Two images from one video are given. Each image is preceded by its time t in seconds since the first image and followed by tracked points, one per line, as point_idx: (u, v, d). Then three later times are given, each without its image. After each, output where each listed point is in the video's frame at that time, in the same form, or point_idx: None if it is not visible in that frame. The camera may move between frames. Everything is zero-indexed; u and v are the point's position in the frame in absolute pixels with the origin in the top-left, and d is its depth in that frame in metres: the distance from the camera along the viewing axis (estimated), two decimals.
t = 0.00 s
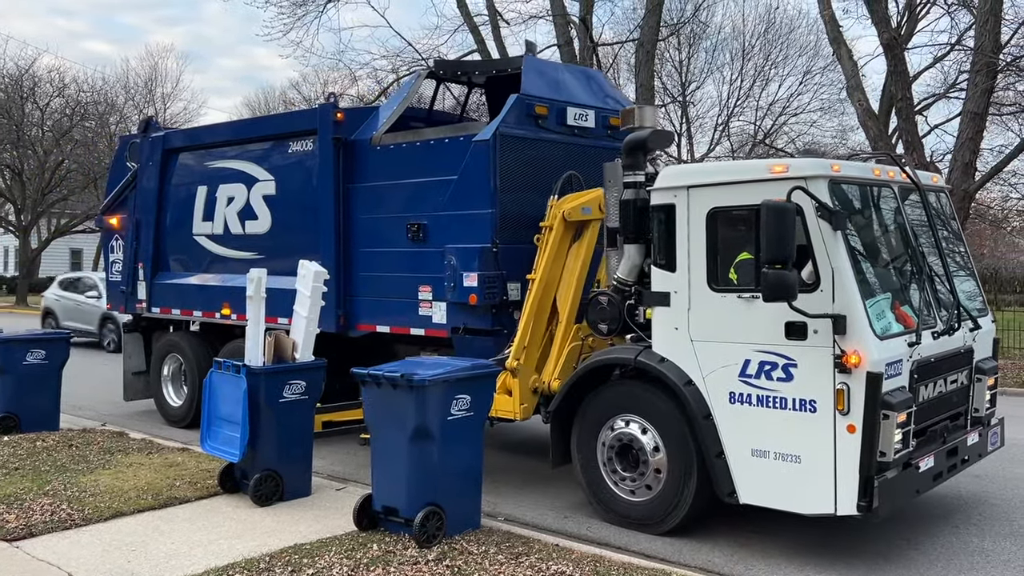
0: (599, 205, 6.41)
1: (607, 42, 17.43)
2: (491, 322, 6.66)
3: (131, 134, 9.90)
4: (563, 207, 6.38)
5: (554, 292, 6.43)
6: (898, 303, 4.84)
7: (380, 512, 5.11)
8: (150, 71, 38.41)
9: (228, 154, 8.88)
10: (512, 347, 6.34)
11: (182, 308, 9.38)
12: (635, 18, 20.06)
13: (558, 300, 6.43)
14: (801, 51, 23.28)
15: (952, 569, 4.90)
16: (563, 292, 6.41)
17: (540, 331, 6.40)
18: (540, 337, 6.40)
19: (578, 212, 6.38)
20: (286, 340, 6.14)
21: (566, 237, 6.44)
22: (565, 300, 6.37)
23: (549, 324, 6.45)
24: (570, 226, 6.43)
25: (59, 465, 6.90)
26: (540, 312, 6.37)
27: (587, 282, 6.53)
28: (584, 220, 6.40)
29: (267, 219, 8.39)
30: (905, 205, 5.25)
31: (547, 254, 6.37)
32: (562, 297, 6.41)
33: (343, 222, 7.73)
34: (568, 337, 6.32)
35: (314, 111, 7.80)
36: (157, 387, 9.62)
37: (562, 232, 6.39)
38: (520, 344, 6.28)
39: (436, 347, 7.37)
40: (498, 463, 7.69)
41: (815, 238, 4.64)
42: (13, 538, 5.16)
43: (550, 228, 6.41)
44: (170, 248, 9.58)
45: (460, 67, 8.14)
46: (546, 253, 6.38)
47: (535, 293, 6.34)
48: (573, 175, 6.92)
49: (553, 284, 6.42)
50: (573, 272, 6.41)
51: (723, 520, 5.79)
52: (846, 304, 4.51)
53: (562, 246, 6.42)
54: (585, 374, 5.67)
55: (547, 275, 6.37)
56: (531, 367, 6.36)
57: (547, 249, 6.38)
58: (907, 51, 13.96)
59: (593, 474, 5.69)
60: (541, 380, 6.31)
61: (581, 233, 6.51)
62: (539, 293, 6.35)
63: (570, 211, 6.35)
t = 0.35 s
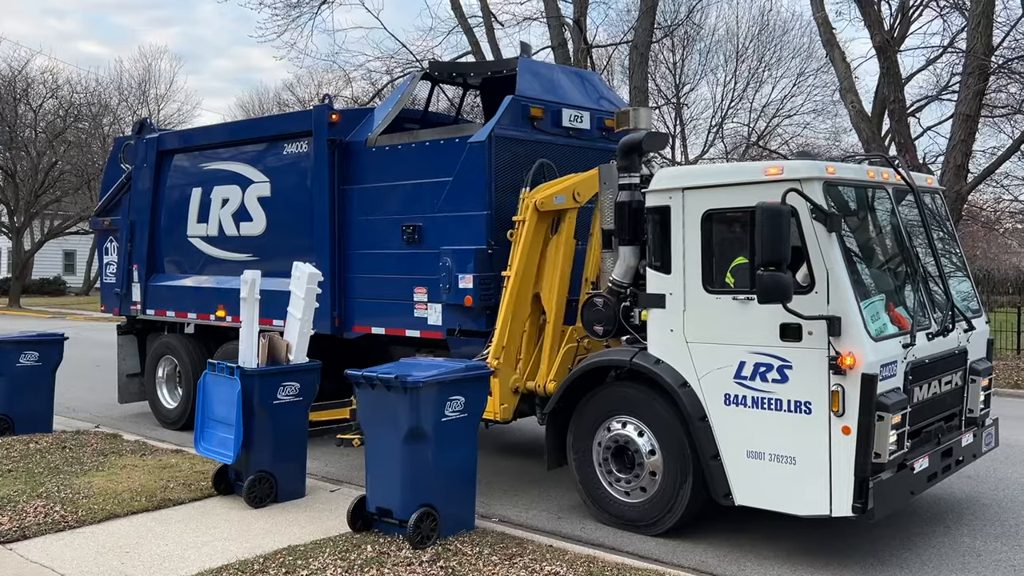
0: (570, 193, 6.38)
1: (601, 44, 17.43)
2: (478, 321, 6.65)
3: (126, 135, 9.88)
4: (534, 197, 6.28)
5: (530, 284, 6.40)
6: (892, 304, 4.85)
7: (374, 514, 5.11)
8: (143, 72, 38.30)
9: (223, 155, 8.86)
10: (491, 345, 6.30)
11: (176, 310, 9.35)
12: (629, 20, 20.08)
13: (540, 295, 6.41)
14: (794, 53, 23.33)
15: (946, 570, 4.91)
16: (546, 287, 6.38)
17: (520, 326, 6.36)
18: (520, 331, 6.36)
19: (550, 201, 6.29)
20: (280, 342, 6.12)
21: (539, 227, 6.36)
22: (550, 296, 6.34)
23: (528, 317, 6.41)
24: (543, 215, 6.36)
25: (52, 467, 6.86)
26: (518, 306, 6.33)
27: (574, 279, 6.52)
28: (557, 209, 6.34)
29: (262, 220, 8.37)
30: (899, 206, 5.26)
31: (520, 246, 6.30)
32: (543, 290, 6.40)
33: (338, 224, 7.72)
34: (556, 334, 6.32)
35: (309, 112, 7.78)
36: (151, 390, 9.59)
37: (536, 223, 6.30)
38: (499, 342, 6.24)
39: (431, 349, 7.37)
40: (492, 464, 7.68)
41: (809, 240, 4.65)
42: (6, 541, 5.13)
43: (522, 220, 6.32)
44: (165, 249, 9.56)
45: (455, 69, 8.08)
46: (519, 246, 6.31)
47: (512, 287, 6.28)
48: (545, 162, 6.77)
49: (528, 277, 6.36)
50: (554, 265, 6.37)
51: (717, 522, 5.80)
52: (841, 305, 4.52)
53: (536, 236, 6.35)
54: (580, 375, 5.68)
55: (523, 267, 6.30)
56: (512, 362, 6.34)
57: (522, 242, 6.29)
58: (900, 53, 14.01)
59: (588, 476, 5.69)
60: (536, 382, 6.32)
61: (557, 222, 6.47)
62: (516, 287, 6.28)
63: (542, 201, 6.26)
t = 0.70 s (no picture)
0: (542, 186, 6.24)
1: (597, 45, 17.46)
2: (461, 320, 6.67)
3: (121, 136, 9.88)
4: (503, 193, 6.17)
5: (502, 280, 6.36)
6: (885, 305, 4.88)
7: (370, 514, 5.13)
8: (138, 73, 38.24)
9: (219, 156, 8.87)
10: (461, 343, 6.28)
11: (171, 311, 9.35)
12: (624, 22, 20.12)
13: (524, 294, 6.41)
14: (789, 54, 23.39)
15: (938, 569, 4.94)
16: (529, 286, 6.38)
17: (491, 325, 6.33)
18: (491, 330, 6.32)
19: (521, 196, 6.18)
20: (275, 343, 6.10)
21: (509, 222, 6.28)
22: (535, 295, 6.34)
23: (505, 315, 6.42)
24: (512, 210, 6.26)
25: (48, 468, 6.86)
26: (490, 304, 6.28)
27: (563, 280, 6.55)
28: (528, 204, 6.23)
29: (258, 222, 8.37)
30: (893, 208, 5.29)
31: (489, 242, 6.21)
32: (522, 288, 6.41)
33: (333, 225, 7.74)
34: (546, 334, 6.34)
35: (304, 114, 7.79)
36: (147, 391, 9.59)
37: (505, 219, 6.21)
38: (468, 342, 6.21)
39: (427, 350, 7.38)
40: (487, 465, 7.69)
41: (803, 242, 4.68)
42: (2, 542, 5.13)
43: (491, 215, 6.24)
44: (160, 250, 9.56)
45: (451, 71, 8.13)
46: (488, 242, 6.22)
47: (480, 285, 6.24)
48: (512, 154, 6.62)
49: (499, 273, 6.30)
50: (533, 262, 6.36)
51: (711, 522, 5.83)
52: (834, 306, 4.55)
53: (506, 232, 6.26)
54: (576, 376, 5.70)
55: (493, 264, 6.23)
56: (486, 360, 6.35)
57: (490, 238, 6.21)
58: (895, 55, 14.07)
59: (583, 476, 5.71)
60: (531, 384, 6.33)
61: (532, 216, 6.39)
62: (486, 285, 6.23)
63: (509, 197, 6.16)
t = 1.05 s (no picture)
0: (530, 187, 6.26)
1: (593, 46, 17.49)
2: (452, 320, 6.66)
3: (116, 138, 9.88)
4: (491, 193, 6.15)
5: (490, 280, 6.34)
6: (879, 305, 4.90)
7: (367, 515, 5.13)
8: (135, 74, 38.22)
9: (214, 158, 8.88)
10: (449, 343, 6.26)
11: (168, 313, 9.35)
12: (619, 24, 20.17)
13: (516, 296, 6.40)
14: (785, 55, 23.43)
15: (932, 568, 4.96)
16: (521, 285, 6.40)
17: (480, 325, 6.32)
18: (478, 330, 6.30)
19: (509, 196, 6.18)
20: (294, 344, 6.18)
21: (497, 222, 6.26)
22: (526, 294, 6.38)
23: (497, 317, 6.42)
24: (500, 210, 6.25)
25: (45, 470, 6.86)
26: (477, 305, 6.25)
27: (554, 280, 6.59)
28: (516, 204, 6.23)
29: (254, 223, 8.38)
30: (886, 208, 5.32)
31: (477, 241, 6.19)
32: (513, 290, 6.40)
33: (329, 227, 7.75)
34: (540, 334, 6.38)
35: (300, 115, 7.80)
36: (143, 393, 9.58)
37: (493, 218, 6.19)
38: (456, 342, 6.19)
39: (423, 350, 7.40)
40: (483, 465, 7.71)
41: (797, 242, 4.70)
42: None
43: (479, 216, 6.21)
44: (156, 252, 9.57)
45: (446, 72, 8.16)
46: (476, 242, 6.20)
47: (468, 285, 6.21)
48: (499, 153, 6.60)
49: (487, 273, 6.27)
50: (525, 261, 6.38)
51: (706, 522, 5.85)
52: (828, 306, 4.57)
53: (494, 231, 6.23)
54: (571, 376, 5.72)
55: (481, 263, 6.19)
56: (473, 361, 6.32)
57: (478, 239, 6.17)
58: (890, 56, 14.10)
59: (579, 476, 5.73)
60: (527, 384, 6.35)
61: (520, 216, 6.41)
62: (474, 285, 6.21)
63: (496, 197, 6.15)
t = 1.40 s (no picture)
0: (529, 187, 6.27)
1: (590, 47, 17.50)
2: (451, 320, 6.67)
3: (114, 139, 9.88)
4: (490, 193, 6.17)
5: (489, 280, 6.35)
6: (876, 304, 4.91)
7: (364, 515, 5.12)
8: (132, 76, 38.19)
9: (212, 159, 8.88)
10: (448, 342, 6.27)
11: (166, 314, 9.34)
12: (617, 25, 20.20)
13: (515, 296, 6.42)
14: (782, 56, 23.46)
15: (930, 568, 4.98)
16: (520, 286, 6.40)
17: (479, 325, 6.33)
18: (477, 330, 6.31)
19: (508, 197, 6.19)
20: (298, 345, 6.14)
21: (496, 222, 6.26)
22: (525, 295, 6.38)
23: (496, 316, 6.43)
24: (499, 211, 6.26)
25: (42, 472, 6.86)
26: (476, 305, 6.27)
27: (552, 279, 6.58)
28: (515, 204, 6.24)
29: (252, 224, 8.38)
30: (883, 208, 5.33)
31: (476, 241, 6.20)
32: (512, 290, 6.42)
33: (327, 228, 7.76)
34: (538, 334, 6.38)
35: (298, 116, 7.80)
36: (141, 394, 9.58)
37: (492, 219, 6.20)
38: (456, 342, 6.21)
39: (422, 351, 7.41)
40: (482, 466, 7.72)
41: (795, 242, 4.71)
42: None
43: (478, 216, 6.22)
44: (154, 253, 9.56)
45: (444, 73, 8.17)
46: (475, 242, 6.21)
47: (467, 285, 6.22)
48: (498, 154, 6.60)
49: (486, 273, 6.27)
50: (525, 261, 6.37)
51: (704, 522, 5.86)
52: (825, 306, 4.58)
53: (493, 232, 6.24)
54: (569, 376, 5.73)
55: (480, 263, 6.20)
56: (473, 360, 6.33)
57: (477, 239, 6.19)
58: (887, 57, 14.12)
59: (577, 476, 5.73)
60: (525, 385, 6.35)
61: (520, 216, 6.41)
62: (473, 285, 6.22)
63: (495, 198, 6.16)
